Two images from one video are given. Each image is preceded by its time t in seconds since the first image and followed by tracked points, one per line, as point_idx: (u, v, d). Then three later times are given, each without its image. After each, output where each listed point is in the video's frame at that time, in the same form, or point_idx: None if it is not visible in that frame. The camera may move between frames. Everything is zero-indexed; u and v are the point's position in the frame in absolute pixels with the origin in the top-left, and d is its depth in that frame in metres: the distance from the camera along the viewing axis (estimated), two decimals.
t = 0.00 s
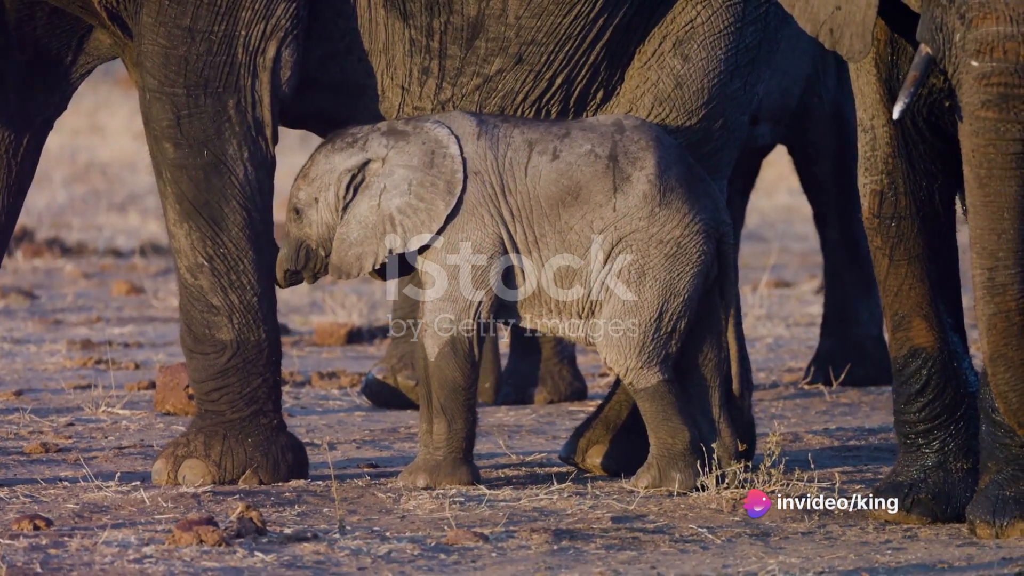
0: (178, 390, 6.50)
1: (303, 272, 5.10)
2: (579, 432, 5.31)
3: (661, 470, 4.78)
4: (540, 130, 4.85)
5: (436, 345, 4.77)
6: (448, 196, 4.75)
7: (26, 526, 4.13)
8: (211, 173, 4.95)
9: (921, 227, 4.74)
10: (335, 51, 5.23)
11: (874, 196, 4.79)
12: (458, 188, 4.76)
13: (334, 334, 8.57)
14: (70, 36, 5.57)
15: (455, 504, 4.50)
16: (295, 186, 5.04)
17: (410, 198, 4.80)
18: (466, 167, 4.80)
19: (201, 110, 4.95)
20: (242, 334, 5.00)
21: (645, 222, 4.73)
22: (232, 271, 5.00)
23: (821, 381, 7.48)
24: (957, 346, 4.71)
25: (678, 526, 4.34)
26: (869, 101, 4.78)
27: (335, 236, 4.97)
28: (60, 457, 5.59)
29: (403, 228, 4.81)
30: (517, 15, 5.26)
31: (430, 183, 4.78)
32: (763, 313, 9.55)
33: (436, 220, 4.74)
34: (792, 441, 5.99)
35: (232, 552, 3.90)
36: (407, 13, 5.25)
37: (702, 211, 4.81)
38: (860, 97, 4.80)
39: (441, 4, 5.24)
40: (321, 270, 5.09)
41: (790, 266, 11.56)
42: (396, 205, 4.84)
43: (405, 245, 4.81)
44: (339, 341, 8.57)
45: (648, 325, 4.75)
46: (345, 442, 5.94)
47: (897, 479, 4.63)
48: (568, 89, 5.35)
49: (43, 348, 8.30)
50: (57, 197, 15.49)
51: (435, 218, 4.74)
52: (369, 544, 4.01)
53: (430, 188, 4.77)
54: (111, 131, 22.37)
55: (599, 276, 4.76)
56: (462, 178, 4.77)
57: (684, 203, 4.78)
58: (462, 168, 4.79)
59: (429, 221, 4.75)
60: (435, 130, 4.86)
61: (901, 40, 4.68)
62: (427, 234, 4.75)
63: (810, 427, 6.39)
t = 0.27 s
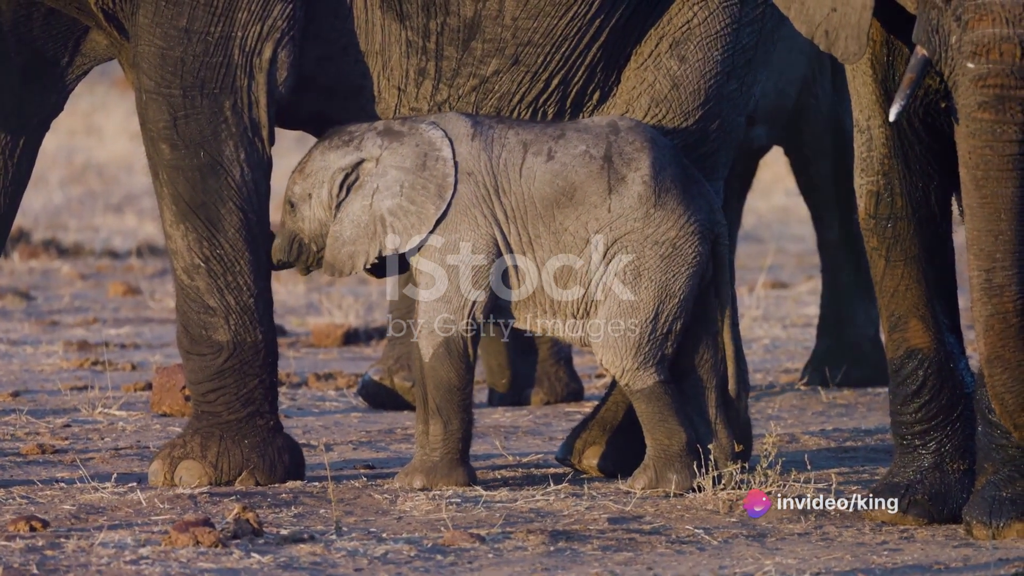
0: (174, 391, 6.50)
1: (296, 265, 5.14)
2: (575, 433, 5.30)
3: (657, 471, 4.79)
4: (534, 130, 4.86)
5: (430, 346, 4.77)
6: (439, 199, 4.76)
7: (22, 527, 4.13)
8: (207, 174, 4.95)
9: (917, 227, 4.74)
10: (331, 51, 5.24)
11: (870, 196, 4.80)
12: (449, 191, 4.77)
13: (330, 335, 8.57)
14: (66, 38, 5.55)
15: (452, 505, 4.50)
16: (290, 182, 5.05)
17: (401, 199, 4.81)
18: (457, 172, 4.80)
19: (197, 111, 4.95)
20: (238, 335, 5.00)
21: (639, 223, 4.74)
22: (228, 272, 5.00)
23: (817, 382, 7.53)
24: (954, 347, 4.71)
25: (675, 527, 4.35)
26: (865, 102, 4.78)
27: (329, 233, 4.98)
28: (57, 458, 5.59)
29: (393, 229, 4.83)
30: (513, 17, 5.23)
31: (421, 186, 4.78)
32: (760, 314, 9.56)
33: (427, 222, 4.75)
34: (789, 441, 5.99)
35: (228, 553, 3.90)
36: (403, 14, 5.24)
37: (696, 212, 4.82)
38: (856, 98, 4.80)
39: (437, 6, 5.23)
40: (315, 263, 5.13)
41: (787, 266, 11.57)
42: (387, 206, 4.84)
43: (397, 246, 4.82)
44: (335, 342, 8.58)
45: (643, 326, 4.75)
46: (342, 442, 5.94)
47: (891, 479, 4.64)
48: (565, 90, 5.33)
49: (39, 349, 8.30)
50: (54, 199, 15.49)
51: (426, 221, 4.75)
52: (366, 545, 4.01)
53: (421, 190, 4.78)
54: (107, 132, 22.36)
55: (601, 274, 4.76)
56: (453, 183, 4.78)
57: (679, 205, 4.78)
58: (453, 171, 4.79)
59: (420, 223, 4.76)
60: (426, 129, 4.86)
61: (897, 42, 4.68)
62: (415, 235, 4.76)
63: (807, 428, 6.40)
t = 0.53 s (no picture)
0: (165, 392, 6.50)
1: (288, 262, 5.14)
2: (565, 433, 5.31)
3: (647, 472, 4.78)
4: (521, 131, 4.86)
5: (418, 345, 4.78)
6: (424, 199, 4.76)
7: (12, 528, 4.13)
8: (197, 174, 4.95)
9: (906, 227, 4.75)
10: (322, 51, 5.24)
11: (860, 197, 4.80)
12: (434, 191, 4.77)
13: (321, 335, 8.57)
14: (57, 38, 5.56)
15: (442, 505, 4.50)
16: (280, 180, 5.04)
17: (387, 199, 4.81)
18: (443, 173, 4.80)
19: (188, 111, 4.94)
20: (229, 336, 5.00)
21: (626, 224, 4.74)
22: (218, 272, 4.99)
23: (808, 382, 7.54)
24: (944, 348, 4.71)
25: (665, 527, 4.35)
26: (854, 102, 4.79)
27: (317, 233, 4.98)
28: (47, 458, 5.58)
29: (379, 228, 4.82)
30: (504, 17, 5.23)
31: (406, 186, 4.78)
32: (750, 315, 9.56)
33: (410, 222, 4.75)
34: (779, 442, 5.99)
35: (218, 553, 3.90)
36: (394, 15, 5.23)
37: (684, 213, 4.81)
38: (847, 99, 4.81)
39: (427, 6, 5.22)
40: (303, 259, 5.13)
41: (777, 267, 11.58)
42: (373, 206, 4.84)
43: (382, 245, 4.82)
44: (326, 342, 8.57)
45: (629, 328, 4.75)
46: (332, 443, 5.93)
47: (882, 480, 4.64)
48: (555, 91, 5.34)
49: (30, 349, 8.29)
50: (44, 199, 15.46)
51: (410, 221, 4.76)
52: (356, 546, 4.01)
53: (406, 191, 4.78)
54: (98, 132, 22.33)
55: (601, 275, 4.75)
56: (437, 184, 4.78)
57: (666, 207, 4.78)
58: (439, 172, 4.79)
59: (403, 223, 4.76)
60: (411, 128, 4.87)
61: (887, 42, 4.68)
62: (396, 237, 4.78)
63: (797, 428, 6.40)
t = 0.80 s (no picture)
0: (160, 387, 6.49)
1: (284, 260, 5.20)
2: (562, 427, 5.27)
3: (597, 458, 4.84)
4: (512, 127, 4.83)
5: (413, 341, 4.77)
6: (414, 195, 4.76)
7: (7, 523, 4.13)
8: (193, 169, 4.95)
9: (902, 223, 4.75)
10: (318, 46, 5.29)
11: (855, 193, 4.78)
12: (424, 186, 4.76)
13: (317, 330, 8.57)
14: (52, 32, 5.55)
15: (438, 500, 4.50)
16: (273, 179, 5.07)
17: (378, 196, 4.81)
18: (433, 171, 4.79)
19: (183, 106, 4.94)
20: (224, 331, 5.00)
21: (612, 219, 4.72)
22: (214, 267, 4.99)
23: (803, 378, 7.56)
24: (940, 343, 4.72)
25: (661, 523, 4.35)
26: (849, 98, 4.78)
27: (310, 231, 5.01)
28: (42, 453, 5.58)
29: (369, 225, 4.84)
30: (499, 12, 5.23)
31: (397, 181, 4.78)
32: (746, 310, 9.57)
33: (401, 217, 4.76)
34: (775, 437, 6.00)
35: (214, 548, 3.90)
36: (388, 10, 5.28)
37: (675, 205, 4.80)
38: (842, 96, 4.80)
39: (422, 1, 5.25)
40: (298, 259, 5.16)
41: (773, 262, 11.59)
42: (364, 203, 4.85)
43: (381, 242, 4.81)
44: (321, 338, 8.57)
45: (608, 321, 4.76)
46: (328, 438, 5.93)
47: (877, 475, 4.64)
48: (551, 87, 5.32)
49: (25, 344, 8.29)
50: (39, 194, 15.45)
51: (401, 216, 4.76)
52: (352, 541, 4.01)
53: (398, 186, 4.78)
54: (93, 127, 22.32)
55: (602, 275, 4.74)
56: (428, 180, 4.77)
57: (653, 202, 4.76)
58: (428, 167, 4.78)
59: (395, 219, 4.77)
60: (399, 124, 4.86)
61: (882, 38, 4.69)
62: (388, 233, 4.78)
63: (793, 423, 6.41)
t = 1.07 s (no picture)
0: (161, 386, 6.49)
1: (292, 278, 5.15)
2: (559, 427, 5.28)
3: (540, 460, 4.76)
4: (504, 123, 4.84)
5: (412, 339, 4.76)
6: (412, 187, 4.76)
7: (9, 522, 4.13)
8: (194, 168, 4.95)
9: (903, 223, 4.74)
10: (316, 45, 5.41)
11: (856, 192, 4.79)
12: (422, 178, 4.76)
13: (317, 330, 8.57)
14: (53, 32, 5.56)
15: (439, 500, 4.50)
16: (270, 195, 5.05)
17: (376, 194, 4.80)
18: (427, 162, 4.79)
19: (184, 105, 4.94)
20: (225, 330, 5.00)
21: (600, 214, 4.72)
22: (215, 266, 4.98)
23: (804, 377, 7.55)
24: (941, 342, 4.72)
25: (662, 522, 4.35)
26: (850, 97, 4.79)
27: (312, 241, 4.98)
28: (43, 453, 5.58)
29: (370, 224, 4.81)
30: (498, 11, 5.29)
31: (393, 178, 4.77)
32: (747, 310, 9.57)
33: (402, 212, 4.75)
34: (776, 437, 6.00)
35: (215, 548, 3.90)
36: (388, 9, 5.36)
37: (661, 208, 4.79)
38: (843, 95, 4.80)
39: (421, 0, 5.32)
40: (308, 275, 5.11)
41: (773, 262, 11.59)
42: (362, 203, 4.83)
43: (380, 241, 4.78)
44: (322, 337, 8.57)
45: (592, 317, 4.76)
46: (329, 437, 5.93)
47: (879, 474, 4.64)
48: (550, 85, 5.38)
49: (26, 343, 8.29)
50: (40, 193, 15.46)
51: (401, 211, 4.75)
52: (353, 540, 4.01)
53: (394, 182, 4.77)
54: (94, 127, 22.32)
55: (602, 275, 4.74)
56: (424, 170, 4.77)
57: (641, 200, 4.75)
58: (424, 160, 4.77)
59: (395, 215, 4.75)
60: (391, 126, 4.85)
61: (883, 37, 4.69)
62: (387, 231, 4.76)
63: (794, 423, 6.41)
